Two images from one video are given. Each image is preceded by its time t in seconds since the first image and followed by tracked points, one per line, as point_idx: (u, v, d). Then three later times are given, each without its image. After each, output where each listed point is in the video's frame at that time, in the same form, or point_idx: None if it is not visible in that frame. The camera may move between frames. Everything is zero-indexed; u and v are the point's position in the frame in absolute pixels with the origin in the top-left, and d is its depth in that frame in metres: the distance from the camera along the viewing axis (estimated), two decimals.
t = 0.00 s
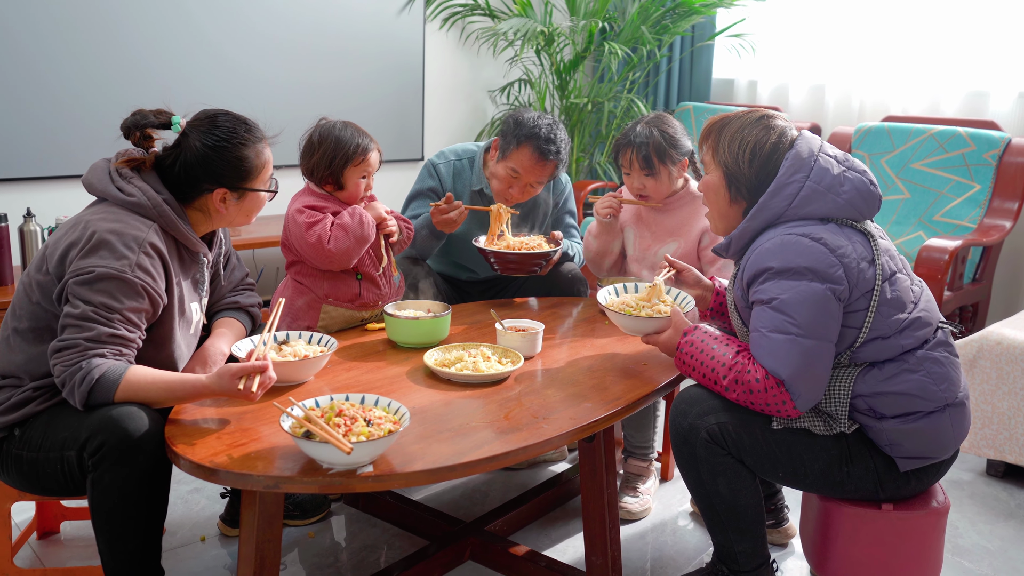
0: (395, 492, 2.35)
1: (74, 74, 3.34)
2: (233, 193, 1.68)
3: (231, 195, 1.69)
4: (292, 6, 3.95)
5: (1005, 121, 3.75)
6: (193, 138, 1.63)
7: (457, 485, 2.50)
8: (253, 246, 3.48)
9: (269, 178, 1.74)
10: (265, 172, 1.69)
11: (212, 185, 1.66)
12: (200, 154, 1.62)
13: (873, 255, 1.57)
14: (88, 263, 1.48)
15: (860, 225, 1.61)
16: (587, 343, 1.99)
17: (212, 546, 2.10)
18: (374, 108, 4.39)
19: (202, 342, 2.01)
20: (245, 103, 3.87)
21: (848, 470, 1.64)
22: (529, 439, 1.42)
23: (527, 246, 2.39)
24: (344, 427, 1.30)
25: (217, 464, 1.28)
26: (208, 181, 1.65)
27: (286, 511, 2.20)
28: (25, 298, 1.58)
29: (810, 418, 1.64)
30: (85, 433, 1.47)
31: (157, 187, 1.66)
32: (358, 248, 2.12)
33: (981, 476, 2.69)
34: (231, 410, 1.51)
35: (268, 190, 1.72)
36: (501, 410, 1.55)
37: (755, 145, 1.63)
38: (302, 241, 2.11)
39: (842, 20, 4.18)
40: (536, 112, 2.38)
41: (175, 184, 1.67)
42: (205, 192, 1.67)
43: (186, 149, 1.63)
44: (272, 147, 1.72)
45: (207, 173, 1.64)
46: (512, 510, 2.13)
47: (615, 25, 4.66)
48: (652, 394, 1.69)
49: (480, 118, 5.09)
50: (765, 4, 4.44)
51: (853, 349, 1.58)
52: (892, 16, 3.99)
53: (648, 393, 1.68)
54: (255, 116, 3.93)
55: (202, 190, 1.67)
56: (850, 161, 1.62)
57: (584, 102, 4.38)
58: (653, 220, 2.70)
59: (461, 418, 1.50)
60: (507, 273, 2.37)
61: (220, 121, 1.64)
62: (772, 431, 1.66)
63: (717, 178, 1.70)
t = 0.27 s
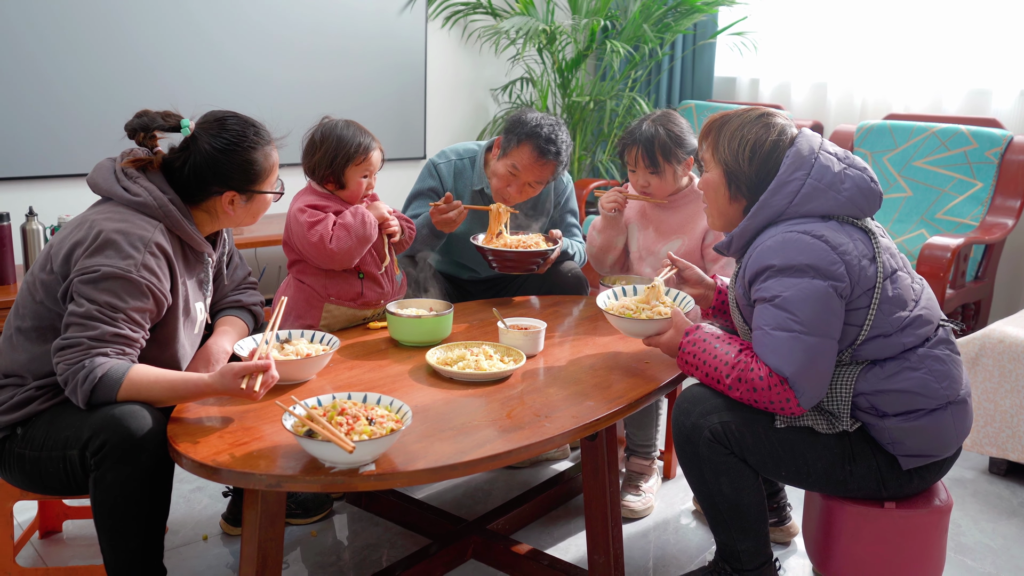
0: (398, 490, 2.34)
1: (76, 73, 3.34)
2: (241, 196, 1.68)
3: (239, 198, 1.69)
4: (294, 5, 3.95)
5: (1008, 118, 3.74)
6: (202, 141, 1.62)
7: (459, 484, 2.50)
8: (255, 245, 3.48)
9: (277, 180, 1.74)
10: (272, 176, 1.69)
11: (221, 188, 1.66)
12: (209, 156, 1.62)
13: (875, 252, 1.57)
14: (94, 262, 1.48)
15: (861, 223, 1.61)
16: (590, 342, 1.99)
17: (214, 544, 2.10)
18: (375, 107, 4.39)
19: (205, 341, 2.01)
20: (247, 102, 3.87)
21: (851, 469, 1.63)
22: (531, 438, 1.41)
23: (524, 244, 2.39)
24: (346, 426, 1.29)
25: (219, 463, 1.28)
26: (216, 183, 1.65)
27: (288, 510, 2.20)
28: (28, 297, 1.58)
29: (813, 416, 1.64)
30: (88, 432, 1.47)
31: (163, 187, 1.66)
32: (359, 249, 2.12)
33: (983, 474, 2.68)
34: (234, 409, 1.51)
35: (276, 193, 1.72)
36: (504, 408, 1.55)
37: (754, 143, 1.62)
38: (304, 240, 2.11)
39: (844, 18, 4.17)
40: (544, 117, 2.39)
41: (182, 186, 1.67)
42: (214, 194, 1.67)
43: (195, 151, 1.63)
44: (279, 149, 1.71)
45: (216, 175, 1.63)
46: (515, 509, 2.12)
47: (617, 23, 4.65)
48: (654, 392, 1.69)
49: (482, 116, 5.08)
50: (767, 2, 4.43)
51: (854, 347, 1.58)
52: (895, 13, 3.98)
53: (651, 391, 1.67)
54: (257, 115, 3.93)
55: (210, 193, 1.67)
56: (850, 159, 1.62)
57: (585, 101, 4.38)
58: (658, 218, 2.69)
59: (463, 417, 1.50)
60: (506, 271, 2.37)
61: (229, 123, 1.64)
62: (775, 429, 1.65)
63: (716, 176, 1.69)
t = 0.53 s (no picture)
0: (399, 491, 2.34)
1: (78, 75, 3.34)
2: (245, 198, 1.69)
3: (244, 200, 1.69)
4: (295, 6, 3.95)
5: (1009, 119, 3.73)
6: (207, 143, 1.62)
7: (461, 485, 2.50)
8: (256, 246, 3.48)
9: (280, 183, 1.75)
10: (277, 178, 1.70)
11: (225, 191, 1.66)
12: (214, 159, 1.62)
13: (874, 254, 1.57)
14: (97, 263, 1.48)
15: (859, 225, 1.61)
16: (591, 343, 1.99)
17: (215, 546, 2.10)
18: (376, 108, 4.39)
19: (206, 342, 2.01)
20: (248, 103, 3.88)
21: (852, 471, 1.63)
22: (531, 439, 1.41)
23: (524, 245, 2.39)
24: (347, 427, 1.29)
25: (220, 464, 1.28)
26: (221, 186, 1.65)
27: (289, 511, 2.20)
28: (31, 298, 1.58)
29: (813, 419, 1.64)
30: (89, 433, 1.47)
31: (166, 189, 1.66)
32: (360, 255, 2.13)
33: (985, 475, 2.67)
34: (235, 410, 1.51)
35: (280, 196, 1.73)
36: (505, 409, 1.55)
37: (743, 149, 1.63)
38: (304, 242, 2.11)
39: (845, 19, 4.17)
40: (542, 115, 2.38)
41: (185, 189, 1.68)
42: (218, 198, 1.68)
43: (200, 154, 1.63)
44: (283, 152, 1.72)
45: (220, 178, 1.64)
46: (516, 510, 2.12)
47: (618, 24, 4.65)
48: (656, 393, 1.68)
49: (483, 117, 5.08)
50: (768, 3, 4.43)
51: (854, 349, 1.58)
52: (896, 14, 3.98)
53: (652, 393, 1.67)
54: (259, 116, 3.93)
55: (215, 196, 1.67)
56: (846, 160, 1.62)
57: (587, 101, 4.38)
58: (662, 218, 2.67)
59: (464, 418, 1.50)
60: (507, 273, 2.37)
61: (234, 127, 1.63)
62: (776, 432, 1.65)
63: (709, 184, 1.69)
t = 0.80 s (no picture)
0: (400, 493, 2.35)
1: (79, 78, 3.35)
2: (246, 200, 1.69)
3: (244, 202, 1.70)
4: (296, 9, 3.96)
5: (1010, 120, 3.73)
6: (207, 146, 1.63)
7: (462, 486, 2.50)
8: (258, 248, 3.49)
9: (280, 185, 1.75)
10: (278, 180, 1.70)
11: (225, 193, 1.67)
12: (215, 161, 1.62)
13: (875, 256, 1.57)
14: (98, 265, 1.49)
15: (861, 226, 1.61)
16: (592, 344, 1.99)
17: (217, 548, 2.10)
18: (378, 110, 4.39)
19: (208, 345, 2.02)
20: (249, 106, 3.88)
21: (853, 471, 1.63)
22: (533, 440, 1.41)
23: (524, 247, 2.39)
24: (348, 429, 1.29)
25: (222, 466, 1.28)
26: (222, 189, 1.66)
27: (291, 513, 2.20)
28: (32, 300, 1.59)
29: (815, 420, 1.64)
30: (91, 435, 1.47)
31: (168, 192, 1.66)
32: (361, 261, 2.13)
33: (986, 476, 2.67)
34: (237, 411, 1.51)
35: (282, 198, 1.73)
36: (506, 411, 1.55)
37: (743, 151, 1.63)
38: (305, 246, 2.11)
39: (846, 20, 4.17)
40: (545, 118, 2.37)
41: (186, 191, 1.68)
42: (219, 200, 1.68)
43: (201, 156, 1.63)
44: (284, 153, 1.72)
45: (221, 180, 1.64)
46: (518, 511, 2.12)
47: (619, 26, 4.65)
48: (657, 395, 1.68)
49: (484, 119, 5.09)
50: (769, 4, 4.43)
51: (856, 350, 1.58)
52: (897, 15, 3.98)
53: (654, 394, 1.67)
54: (260, 119, 3.94)
55: (216, 199, 1.68)
56: (848, 161, 1.62)
57: (588, 103, 4.39)
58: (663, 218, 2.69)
59: (465, 420, 1.50)
60: (507, 275, 2.37)
61: (235, 129, 1.64)
62: (778, 433, 1.65)
63: (710, 186, 1.70)
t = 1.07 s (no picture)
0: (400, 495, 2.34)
1: (80, 79, 3.35)
2: (245, 201, 1.69)
3: (245, 203, 1.70)
4: (297, 10, 3.96)
5: (1010, 122, 3.73)
6: (207, 147, 1.63)
7: (463, 488, 2.50)
8: (258, 249, 3.49)
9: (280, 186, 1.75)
10: (278, 180, 1.70)
11: (225, 194, 1.67)
12: (215, 162, 1.62)
13: (878, 258, 1.57)
14: (98, 267, 1.49)
15: (865, 228, 1.60)
16: (592, 346, 1.99)
17: (217, 549, 2.10)
18: (378, 112, 4.39)
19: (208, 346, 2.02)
20: (249, 107, 3.88)
21: (854, 473, 1.63)
22: (533, 442, 1.41)
23: (524, 248, 2.39)
24: (348, 430, 1.29)
25: (222, 467, 1.28)
26: (222, 190, 1.66)
27: (291, 514, 2.20)
28: (32, 301, 1.59)
29: (815, 421, 1.64)
30: (91, 436, 1.47)
31: (168, 193, 1.66)
32: (362, 266, 2.14)
33: (986, 477, 2.67)
34: (237, 413, 1.51)
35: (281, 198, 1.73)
36: (506, 412, 1.55)
37: (747, 151, 1.63)
38: (306, 249, 2.11)
39: (846, 21, 4.17)
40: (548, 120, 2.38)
41: (186, 192, 1.68)
42: (219, 201, 1.68)
43: (200, 157, 1.63)
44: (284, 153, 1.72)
45: (221, 181, 1.64)
46: (518, 513, 2.12)
47: (620, 27, 4.65)
48: (657, 396, 1.68)
49: (485, 120, 5.09)
50: (769, 6, 4.43)
51: (858, 353, 1.58)
52: (897, 17, 3.98)
53: (654, 395, 1.67)
54: (260, 120, 3.94)
55: (216, 199, 1.68)
56: (852, 163, 1.62)
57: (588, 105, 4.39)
58: (664, 218, 2.69)
59: (465, 421, 1.50)
60: (506, 275, 2.37)
61: (234, 130, 1.64)
62: (778, 435, 1.66)
63: (714, 187, 1.69)
